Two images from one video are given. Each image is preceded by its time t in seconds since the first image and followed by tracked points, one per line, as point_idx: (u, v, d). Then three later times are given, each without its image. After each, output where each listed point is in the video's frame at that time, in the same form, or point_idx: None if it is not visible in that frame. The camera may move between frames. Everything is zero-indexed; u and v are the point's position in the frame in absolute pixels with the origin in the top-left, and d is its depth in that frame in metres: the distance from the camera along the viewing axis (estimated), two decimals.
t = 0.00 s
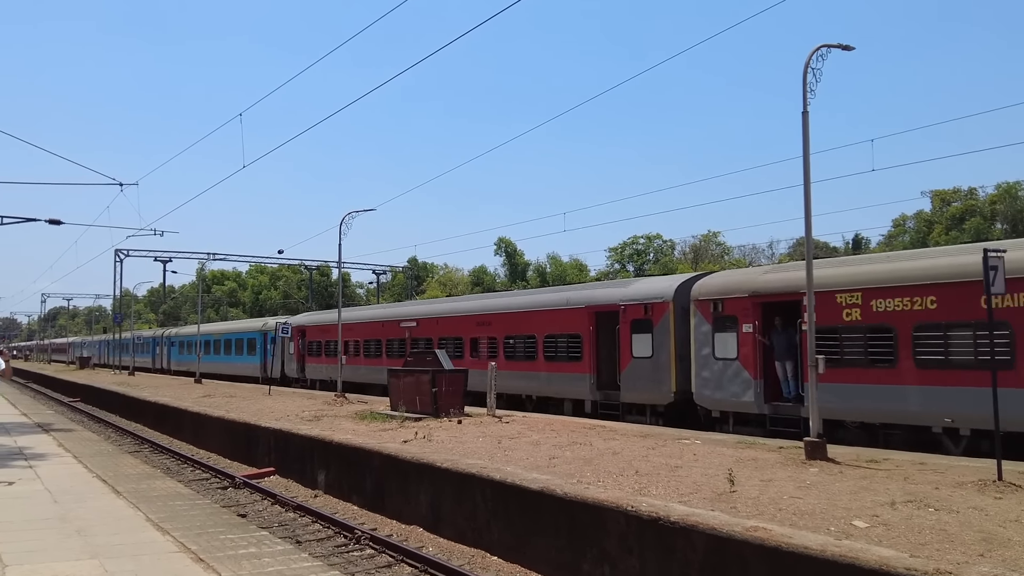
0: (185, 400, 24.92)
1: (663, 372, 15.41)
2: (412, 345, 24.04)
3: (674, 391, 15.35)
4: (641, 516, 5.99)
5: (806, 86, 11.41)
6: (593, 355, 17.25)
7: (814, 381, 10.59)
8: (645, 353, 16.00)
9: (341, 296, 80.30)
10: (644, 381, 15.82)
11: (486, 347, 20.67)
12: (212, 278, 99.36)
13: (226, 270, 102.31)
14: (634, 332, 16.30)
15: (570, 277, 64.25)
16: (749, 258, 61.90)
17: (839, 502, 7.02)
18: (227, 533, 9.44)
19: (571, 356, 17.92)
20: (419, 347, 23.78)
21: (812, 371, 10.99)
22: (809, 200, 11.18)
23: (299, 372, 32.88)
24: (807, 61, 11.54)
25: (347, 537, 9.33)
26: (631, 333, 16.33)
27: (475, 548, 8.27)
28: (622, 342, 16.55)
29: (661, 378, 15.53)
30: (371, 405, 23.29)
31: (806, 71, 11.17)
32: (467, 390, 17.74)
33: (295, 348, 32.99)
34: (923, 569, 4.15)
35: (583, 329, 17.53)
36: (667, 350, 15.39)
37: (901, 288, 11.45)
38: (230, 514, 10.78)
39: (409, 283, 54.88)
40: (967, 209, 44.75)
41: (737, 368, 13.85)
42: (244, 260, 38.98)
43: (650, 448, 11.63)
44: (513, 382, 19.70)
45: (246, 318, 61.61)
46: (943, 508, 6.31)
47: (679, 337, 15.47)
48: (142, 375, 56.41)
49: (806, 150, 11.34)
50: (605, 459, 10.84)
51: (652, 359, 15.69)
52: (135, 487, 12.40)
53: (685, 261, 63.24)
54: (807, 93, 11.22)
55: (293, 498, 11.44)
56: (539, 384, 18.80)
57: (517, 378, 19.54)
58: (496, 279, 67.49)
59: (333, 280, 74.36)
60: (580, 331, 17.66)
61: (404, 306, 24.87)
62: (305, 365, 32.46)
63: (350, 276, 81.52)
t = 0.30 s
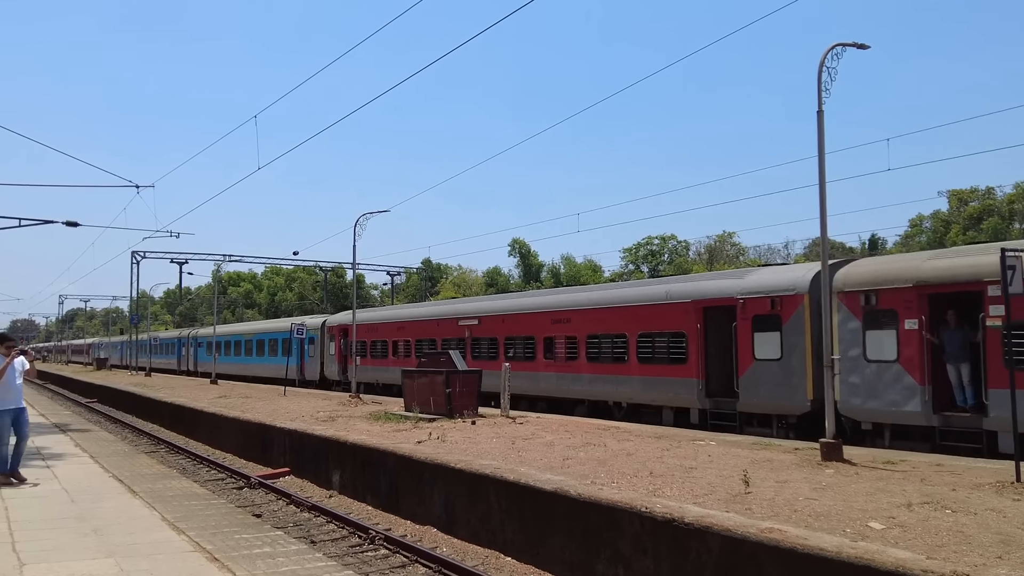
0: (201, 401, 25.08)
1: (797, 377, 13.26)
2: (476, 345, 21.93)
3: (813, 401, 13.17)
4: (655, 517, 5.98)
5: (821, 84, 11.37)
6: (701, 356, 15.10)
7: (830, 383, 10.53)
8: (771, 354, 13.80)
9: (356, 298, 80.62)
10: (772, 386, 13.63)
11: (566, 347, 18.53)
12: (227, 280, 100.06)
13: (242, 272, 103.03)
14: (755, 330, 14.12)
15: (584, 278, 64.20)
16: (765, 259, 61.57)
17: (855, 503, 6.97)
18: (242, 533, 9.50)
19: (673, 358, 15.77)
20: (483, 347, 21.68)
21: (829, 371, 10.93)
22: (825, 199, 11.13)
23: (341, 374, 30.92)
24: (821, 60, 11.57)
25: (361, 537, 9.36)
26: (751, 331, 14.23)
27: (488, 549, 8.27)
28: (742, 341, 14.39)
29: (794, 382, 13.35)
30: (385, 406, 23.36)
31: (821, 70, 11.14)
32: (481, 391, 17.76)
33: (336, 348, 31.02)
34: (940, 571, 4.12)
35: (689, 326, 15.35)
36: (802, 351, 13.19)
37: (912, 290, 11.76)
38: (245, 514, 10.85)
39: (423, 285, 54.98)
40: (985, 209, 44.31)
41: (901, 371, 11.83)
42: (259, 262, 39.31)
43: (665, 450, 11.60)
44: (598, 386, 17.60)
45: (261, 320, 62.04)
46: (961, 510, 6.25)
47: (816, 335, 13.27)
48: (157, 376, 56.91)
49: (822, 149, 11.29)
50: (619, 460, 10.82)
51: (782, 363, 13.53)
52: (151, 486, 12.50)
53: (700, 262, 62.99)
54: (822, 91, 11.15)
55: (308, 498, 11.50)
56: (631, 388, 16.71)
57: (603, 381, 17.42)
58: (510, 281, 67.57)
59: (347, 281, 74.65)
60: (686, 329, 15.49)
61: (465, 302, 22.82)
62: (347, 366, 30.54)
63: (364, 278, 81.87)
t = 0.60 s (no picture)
0: (214, 402, 25.20)
1: (970, 381, 11.17)
2: (547, 345, 19.35)
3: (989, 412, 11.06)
4: (668, 520, 5.95)
5: (835, 85, 11.29)
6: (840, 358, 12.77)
7: (844, 386, 10.48)
8: (935, 354, 11.66)
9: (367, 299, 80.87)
10: (937, 393, 11.50)
11: (659, 347, 16.01)
12: (241, 281, 100.49)
13: (255, 274, 103.52)
14: (916, 326, 11.93)
15: (596, 279, 64.16)
16: (778, 260, 61.26)
17: (869, 506, 6.92)
18: (256, 534, 9.55)
19: (802, 360, 13.34)
20: (554, 348, 19.14)
21: (842, 374, 10.86)
22: (838, 200, 11.05)
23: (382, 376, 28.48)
24: (835, 60, 11.51)
25: (373, 538, 9.38)
26: (908, 327, 12.02)
27: (501, 550, 8.27)
28: (894, 340, 12.16)
29: (963, 389, 11.28)
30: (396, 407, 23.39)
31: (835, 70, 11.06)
32: (493, 392, 17.76)
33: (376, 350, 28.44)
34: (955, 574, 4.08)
35: (823, 322, 13.02)
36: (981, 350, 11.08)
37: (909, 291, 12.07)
38: (258, 515, 10.90)
39: (434, 286, 55.08)
40: (1000, 210, 43.95)
41: None
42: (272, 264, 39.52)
43: (678, 452, 11.55)
44: (701, 392, 15.15)
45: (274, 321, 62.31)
46: (976, 513, 6.19)
47: (993, 329, 11.22)
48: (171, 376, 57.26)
49: (835, 151, 11.19)
50: (631, 462, 10.79)
51: (949, 365, 11.42)
52: (165, 487, 12.57)
53: (712, 262, 62.77)
54: (836, 92, 11.05)
55: (320, 499, 11.54)
56: (746, 395, 14.28)
57: (707, 388, 14.99)
58: (521, 282, 67.60)
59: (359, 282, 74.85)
60: (817, 326, 13.16)
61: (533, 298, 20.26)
62: (390, 369, 27.77)
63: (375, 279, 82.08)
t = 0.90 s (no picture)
0: (220, 402, 25.25)
1: None
2: (622, 345, 17.49)
3: None
4: (674, 521, 5.95)
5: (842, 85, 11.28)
6: (1013, 357, 11.27)
7: (852, 386, 10.49)
8: None
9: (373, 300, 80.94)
10: None
11: (773, 347, 14.37)
12: (247, 282, 100.79)
13: (261, 275, 103.68)
14: None
15: (602, 279, 64.12)
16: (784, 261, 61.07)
17: (875, 507, 6.90)
18: (262, 534, 9.57)
19: (965, 361, 11.80)
20: (633, 348, 17.26)
21: (850, 374, 10.83)
22: (846, 200, 11.03)
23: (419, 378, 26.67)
24: (840, 60, 11.54)
25: (380, 539, 9.39)
26: None
27: (507, 551, 8.28)
28: None
29: None
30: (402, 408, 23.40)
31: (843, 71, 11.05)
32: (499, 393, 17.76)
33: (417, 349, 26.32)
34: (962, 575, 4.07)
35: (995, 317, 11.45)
36: None
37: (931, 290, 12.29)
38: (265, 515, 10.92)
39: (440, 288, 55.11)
40: (1008, 210, 43.78)
41: None
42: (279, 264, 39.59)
43: (684, 453, 11.53)
44: (829, 400, 13.52)
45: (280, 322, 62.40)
46: (983, 514, 6.16)
47: None
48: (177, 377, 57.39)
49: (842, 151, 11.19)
50: (637, 463, 10.78)
51: None
52: (171, 488, 12.61)
53: (719, 263, 62.62)
54: (843, 93, 11.01)
55: (326, 500, 11.56)
56: (892, 404, 12.70)
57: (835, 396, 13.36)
58: (527, 283, 67.58)
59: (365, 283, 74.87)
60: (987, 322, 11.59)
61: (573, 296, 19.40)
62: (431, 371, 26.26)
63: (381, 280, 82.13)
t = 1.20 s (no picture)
0: (222, 403, 25.27)
1: None
2: (714, 346, 15.47)
3: None
4: (675, 521, 5.95)
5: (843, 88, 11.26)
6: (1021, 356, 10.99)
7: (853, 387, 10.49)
8: None
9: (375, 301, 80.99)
10: None
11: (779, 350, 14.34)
12: (249, 283, 100.94)
13: (263, 276, 103.73)
14: None
15: (603, 280, 64.15)
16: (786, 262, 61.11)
17: (876, 508, 6.91)
18: (263, 535, 9.58)
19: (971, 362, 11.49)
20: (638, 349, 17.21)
21: (851, 375, 10.82)
22: (847, 201, 11.03)
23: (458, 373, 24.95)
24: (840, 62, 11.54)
25: (381, 539, 9.40)
26: None
27: (508, 552, 8.28)
28: None
29: None
30: (404, 409, 23.42)
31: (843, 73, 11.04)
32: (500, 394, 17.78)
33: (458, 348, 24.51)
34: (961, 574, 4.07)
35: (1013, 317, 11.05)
36: None
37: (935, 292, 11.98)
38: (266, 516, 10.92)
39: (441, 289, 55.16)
40: (1009, 211, 43.80)
41: None
42: (281, 266, 39.59)
43: (685, 453, 11.54)
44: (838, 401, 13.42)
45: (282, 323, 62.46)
46: (983, 515, 6.17)
47: None
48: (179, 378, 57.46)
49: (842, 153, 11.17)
50: (638, 464, 10.79)
51: None
52: (173, 489, 12.62)
53: (720, 265, 62.64)
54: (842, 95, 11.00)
55: (327, 501, 11.57)
56: (913, 411, 12.11)
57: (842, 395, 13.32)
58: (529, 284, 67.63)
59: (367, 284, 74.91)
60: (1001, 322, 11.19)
61: (587, 296, 19.24)
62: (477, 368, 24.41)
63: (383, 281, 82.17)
